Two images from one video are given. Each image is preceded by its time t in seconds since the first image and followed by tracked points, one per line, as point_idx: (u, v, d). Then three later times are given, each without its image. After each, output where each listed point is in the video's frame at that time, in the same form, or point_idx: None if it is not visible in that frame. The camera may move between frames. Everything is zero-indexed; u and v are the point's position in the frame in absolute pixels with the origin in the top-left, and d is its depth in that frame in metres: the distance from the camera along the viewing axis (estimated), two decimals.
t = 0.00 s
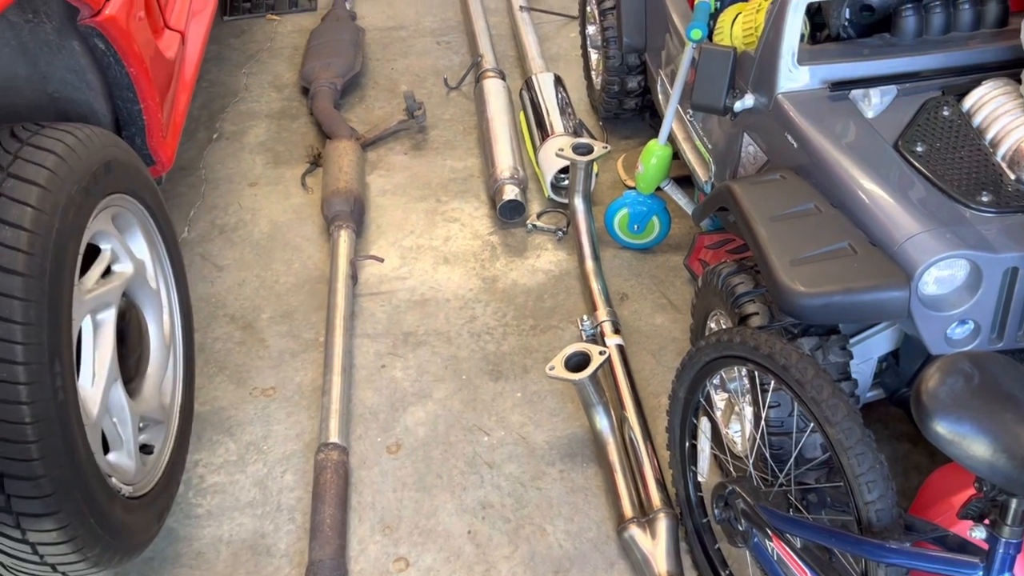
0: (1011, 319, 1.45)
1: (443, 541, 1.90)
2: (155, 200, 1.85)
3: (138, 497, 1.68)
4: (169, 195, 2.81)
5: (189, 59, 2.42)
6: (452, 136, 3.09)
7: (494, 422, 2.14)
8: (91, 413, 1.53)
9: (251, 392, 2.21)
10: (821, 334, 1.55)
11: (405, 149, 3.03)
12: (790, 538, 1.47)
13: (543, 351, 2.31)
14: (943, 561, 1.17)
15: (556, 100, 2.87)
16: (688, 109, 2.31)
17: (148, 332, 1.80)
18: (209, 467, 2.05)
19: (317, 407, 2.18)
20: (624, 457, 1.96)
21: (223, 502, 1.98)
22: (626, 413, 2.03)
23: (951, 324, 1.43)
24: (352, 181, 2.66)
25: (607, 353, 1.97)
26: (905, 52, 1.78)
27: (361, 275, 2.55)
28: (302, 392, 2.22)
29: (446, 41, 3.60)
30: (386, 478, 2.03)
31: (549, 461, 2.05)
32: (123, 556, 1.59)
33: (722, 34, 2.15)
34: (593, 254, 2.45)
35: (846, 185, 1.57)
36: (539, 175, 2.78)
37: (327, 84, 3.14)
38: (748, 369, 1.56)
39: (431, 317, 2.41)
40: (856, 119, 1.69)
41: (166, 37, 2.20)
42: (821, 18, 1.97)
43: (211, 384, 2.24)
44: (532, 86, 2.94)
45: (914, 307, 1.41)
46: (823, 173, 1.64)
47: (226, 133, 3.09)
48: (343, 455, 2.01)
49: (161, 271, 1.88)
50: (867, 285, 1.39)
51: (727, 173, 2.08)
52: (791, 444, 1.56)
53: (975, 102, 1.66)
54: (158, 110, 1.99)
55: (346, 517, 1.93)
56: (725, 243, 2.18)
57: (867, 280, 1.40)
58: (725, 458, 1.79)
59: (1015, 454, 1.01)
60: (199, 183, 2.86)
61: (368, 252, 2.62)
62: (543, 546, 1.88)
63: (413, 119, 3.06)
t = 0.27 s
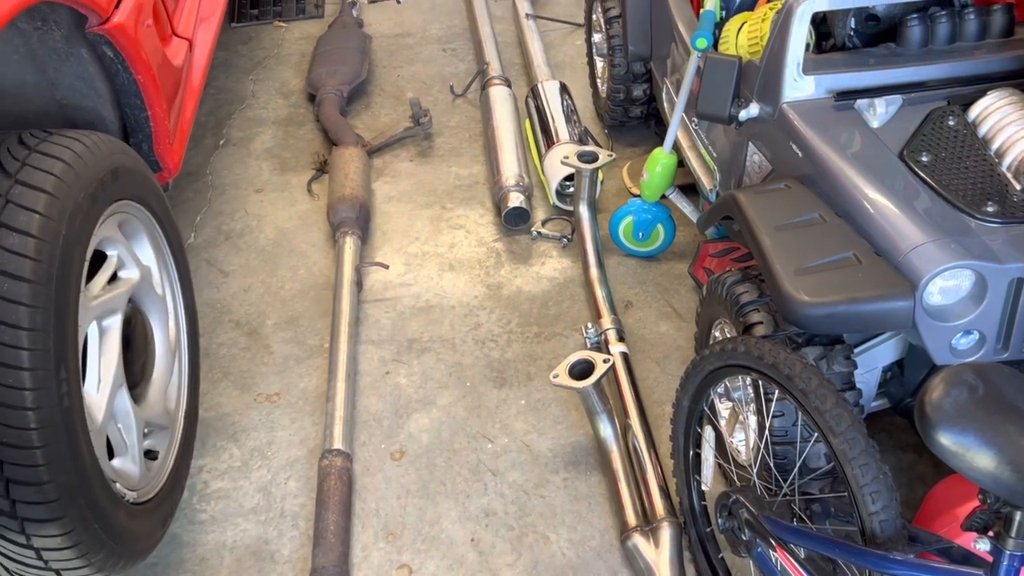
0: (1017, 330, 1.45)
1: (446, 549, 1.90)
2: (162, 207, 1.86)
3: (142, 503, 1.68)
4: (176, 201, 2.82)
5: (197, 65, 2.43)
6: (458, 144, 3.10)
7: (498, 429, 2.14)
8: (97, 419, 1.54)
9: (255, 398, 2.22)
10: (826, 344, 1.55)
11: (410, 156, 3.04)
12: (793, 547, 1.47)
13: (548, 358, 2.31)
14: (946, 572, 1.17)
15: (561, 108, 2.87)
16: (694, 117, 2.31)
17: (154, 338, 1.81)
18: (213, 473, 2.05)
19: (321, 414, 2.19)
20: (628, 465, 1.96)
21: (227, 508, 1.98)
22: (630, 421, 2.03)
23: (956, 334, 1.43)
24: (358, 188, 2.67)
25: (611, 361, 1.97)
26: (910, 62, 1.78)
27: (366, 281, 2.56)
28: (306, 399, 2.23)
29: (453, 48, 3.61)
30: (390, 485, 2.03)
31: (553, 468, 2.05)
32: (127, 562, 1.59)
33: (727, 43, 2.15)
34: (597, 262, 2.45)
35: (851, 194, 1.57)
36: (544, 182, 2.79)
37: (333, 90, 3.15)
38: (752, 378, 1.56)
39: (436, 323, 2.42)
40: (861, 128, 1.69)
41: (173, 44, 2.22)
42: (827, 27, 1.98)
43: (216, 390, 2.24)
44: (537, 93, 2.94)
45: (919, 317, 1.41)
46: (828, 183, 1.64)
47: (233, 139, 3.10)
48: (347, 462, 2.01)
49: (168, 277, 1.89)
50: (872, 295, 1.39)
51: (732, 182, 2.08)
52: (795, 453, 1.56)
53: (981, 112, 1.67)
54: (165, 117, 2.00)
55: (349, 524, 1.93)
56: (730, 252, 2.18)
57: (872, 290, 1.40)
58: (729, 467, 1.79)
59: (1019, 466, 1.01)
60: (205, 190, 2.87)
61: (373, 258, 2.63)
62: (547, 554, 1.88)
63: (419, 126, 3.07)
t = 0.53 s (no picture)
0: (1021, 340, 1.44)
1: (448, 557, 1.89)
2: (165, 214, 1.86)
3: (144, 510, 1.68)
4: (180, 208, 2.83)
5: (201, 73, 2.44)
6: (462, 151, 3.10)
7: (500, 438, 2.14)
8: (99, 426, 1.54)
9: (258, 405, 2.22)
10: (828, 353, 1.54)
11: (414, 163, 3.04)
12: (796, 558, 1.46)
13: (550, 366, 2.30)
14: None
15: (565, 116, 2.88)
16: (697, 126, 2.32)
17: (157, 345, 1.81)
18: (215, 480, 2.05)
19: (323, 421, 2.19)
20: (630, 474, 1.95)
21: (229, 515, 1.98)
22: (633, 429, 2.02)
23: (959, 344, 1.43)
24: (362, 195, 2.67)
25: (614, 369, 1.97)
26: (914, 71, 1.78)
27: (369, 289, 2.56)
28: (308, 406, 2.23)
29: (457, 56, 3.62)
30: (391, 493, 2.02)
31: (555, 477, 2.05)
32: (128, 569, 1.59)
33: (730, 52, 2.15)
34: (600, 270, 2.45)
35: (854, 204, 1.57)
36: (548, 190, 2.79)
37: (338, 98, 3.16)
38: (755, 388, 1.56)
39: (438, 331, 2.42)
40: (865, 138, 1.69)
41: (178, 52, 2.22)
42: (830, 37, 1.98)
43: (218, 397, 2.25)
44: (541, 102, 2.95)
45: (922, 327, 1.41)
46: (831, 192, 1.64)
47: (238, 146, 3.11)
48: (349, 469, 2.01)
49: (171, 284, 1.89)
50: (875, 305, 1.39)
51: (735, 190, 2.08)
52: (798, 463, 1.56)
53: (984, 122, 1.67)
54: (169, 125, 2.00)
55: (351, 532, 1.93)
56: (733, 260, 2.18)
57: (875, 299, 1.40)
58: (731, 477, 1.80)
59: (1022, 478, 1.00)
60: (209, 196, 2.88)
61: (376, 266, 2.63)
62: (548, 563, 1.87)
63: (423, 134, 3.07)
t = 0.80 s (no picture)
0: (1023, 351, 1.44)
1: (447, 567, 1.89)
2: (166, 222, 1.87)
3: (143, 519, 1.68)
4: (182, 216, 2.83)
5: (205, 82, 2.44)
6: (464, 160, 3.11)
7: (501, 447, 2.13)
8: (98, 434, 1.54)
9: (258, 413, 2.22)
10: (830, 364, 1.53)
11: (416, 172, 3.05)
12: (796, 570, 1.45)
13: (551, 376, 2.30)
14: None
15: (567, 125, 2.88)
16: (699, 136, 2.32)
17: (158, 354, 1.81)
18: (215, 489, 2.05)
19: (324, 430, 2.18)
20: (631, 484, 1.95)
21: (229, 524, 1.97)
22: (634, 439, 2.02)
23: (961, 355, 1.42)
24: (364, 204, 2.68)
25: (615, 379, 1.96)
26: (915, 82, 1.78)
27: (370, 297, 2.56)
28: (309, 415, 2.22)
29: (459, 65, 3.63)
30: (391, 503, 2.02)
31: (555, 487, 2.04)
32: None
33: (731, 62, 2.16)
34: (602, 279, 2.45)
35: (856, 214, 1.57)
36: (549, 199, 2.79)
37: (341, 107, 3.17)
38: (756, 399, 1.56)
39: (439, 340, 2.41)
40: (866, 148, 1.69)
41: (181, 61, 2.23)
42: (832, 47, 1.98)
43: (219, 405, 2.24)
44: (543, 111, 2.95)
45: (924, 338, 1.40)
46: (833, 203, 1.63)
47: (240, 154, 3.12)
48: (349, 478, 2.00)
49: (172, 292, 1.89)
50: (876, 316, 1.38)
51: (737, 200, 2.07)
52: (799, 474, 1.55)
53: (986, 133, 1.66)
54: (172, 133, 2.01)
55: (350, 541, 1.92)
56: (735, 270, 2.17)
57: (877, 310, 1.39)
58: (732, 488, 1.79)
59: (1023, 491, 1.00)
60: (212, 204, 2.89)
61: (378, 274, 2.64)
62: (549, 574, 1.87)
63: (425, 142, 3.08)
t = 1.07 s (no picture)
0: None
1: None
2: (167, 231, 1.87)
3: (141, 529, 1.68)
4: (183, 225, 2.84)
5: (206, 91, 2.45)
6: (464, 170, 3.11)
7: (500, 457, 2.13)
8: (96, 444, 1.54)
9: (257, 423, 2.21)
10: (830, 375, 1.53)
11: (417, 182, 3.05)
12: None
13: (551, 386, 2.30)
14: None
15: (567, 135, 2.88)
16: (699, 146, 2.32)
17: (157, 363, 1.81)
18: (214, 498, 2.04)
19: (323, 440, 2.18)
20: (631, 495, 1.94)
21: (227, 533, 1.97)
22: (634, 449, 2.01)
23: (961, 366, 1.42)
24: (364, 213, 2.68)
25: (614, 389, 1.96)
26: (915, 93, 1.79)
27: (370, 307, 2.56)
28: (308, 424, 2.22)
29: (460, 76, 3.64)
30: (390, 513, 2.01)
31: (555, 498, 2.03)
32: None
33: (731, 73, 2.16)
34: (602, 289, 2.45)
35: (856, 225, 1.57)
36: (550, 209, 2.79)
37: (342, 117, 3.17)
38: (755, 410, 1.55)
39: (439, 350, 2.41)
40: (866, 159, 1.69)
41: (183, 70, 2.24)
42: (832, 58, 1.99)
43: (218, 415, 2.24)
44: (544, 121, 2.96)
45: (924, 349, 1.40)
46: (832, 213, 1.63)
47: (241, 164, 3.12)
48: (348, 488, 2.00)
49: (172, 301, 1.89)
50: (876, 327, 1.38)
51: (737, 211, 2.08)
52: (799, 485, 1.54)
53: (986, 144, 1.66)
54: (173, 143, 2.01)
55: (349, 552, 1.92)
56: (735, 280, 2.17)
57: (877, 321, 1.39)
58: (732, 499, 1.78)
59: None
60: (213, 214, 2.89)
61: (378, 284, 2.64)
62: None
63: (426, 152, 3.08)
